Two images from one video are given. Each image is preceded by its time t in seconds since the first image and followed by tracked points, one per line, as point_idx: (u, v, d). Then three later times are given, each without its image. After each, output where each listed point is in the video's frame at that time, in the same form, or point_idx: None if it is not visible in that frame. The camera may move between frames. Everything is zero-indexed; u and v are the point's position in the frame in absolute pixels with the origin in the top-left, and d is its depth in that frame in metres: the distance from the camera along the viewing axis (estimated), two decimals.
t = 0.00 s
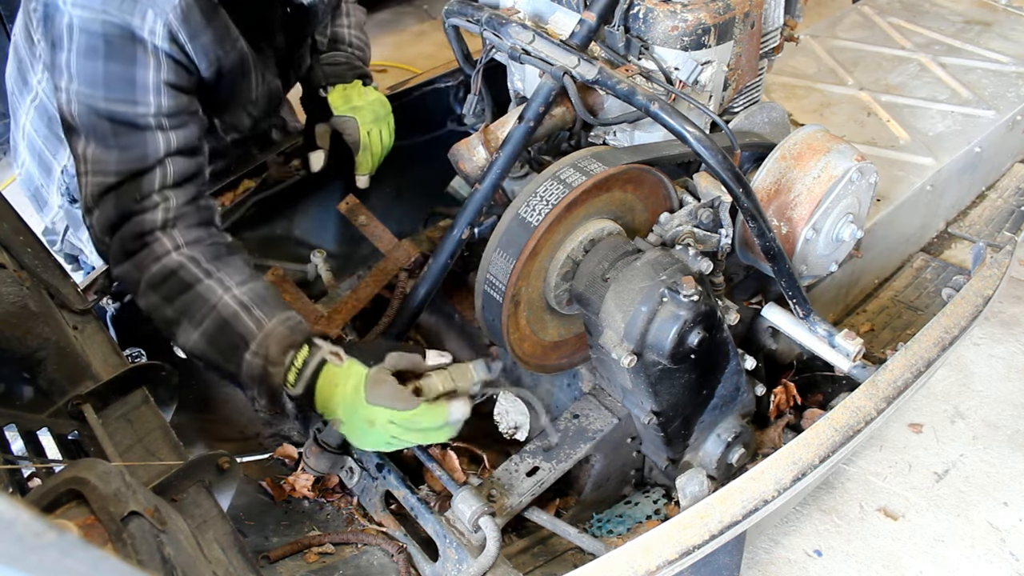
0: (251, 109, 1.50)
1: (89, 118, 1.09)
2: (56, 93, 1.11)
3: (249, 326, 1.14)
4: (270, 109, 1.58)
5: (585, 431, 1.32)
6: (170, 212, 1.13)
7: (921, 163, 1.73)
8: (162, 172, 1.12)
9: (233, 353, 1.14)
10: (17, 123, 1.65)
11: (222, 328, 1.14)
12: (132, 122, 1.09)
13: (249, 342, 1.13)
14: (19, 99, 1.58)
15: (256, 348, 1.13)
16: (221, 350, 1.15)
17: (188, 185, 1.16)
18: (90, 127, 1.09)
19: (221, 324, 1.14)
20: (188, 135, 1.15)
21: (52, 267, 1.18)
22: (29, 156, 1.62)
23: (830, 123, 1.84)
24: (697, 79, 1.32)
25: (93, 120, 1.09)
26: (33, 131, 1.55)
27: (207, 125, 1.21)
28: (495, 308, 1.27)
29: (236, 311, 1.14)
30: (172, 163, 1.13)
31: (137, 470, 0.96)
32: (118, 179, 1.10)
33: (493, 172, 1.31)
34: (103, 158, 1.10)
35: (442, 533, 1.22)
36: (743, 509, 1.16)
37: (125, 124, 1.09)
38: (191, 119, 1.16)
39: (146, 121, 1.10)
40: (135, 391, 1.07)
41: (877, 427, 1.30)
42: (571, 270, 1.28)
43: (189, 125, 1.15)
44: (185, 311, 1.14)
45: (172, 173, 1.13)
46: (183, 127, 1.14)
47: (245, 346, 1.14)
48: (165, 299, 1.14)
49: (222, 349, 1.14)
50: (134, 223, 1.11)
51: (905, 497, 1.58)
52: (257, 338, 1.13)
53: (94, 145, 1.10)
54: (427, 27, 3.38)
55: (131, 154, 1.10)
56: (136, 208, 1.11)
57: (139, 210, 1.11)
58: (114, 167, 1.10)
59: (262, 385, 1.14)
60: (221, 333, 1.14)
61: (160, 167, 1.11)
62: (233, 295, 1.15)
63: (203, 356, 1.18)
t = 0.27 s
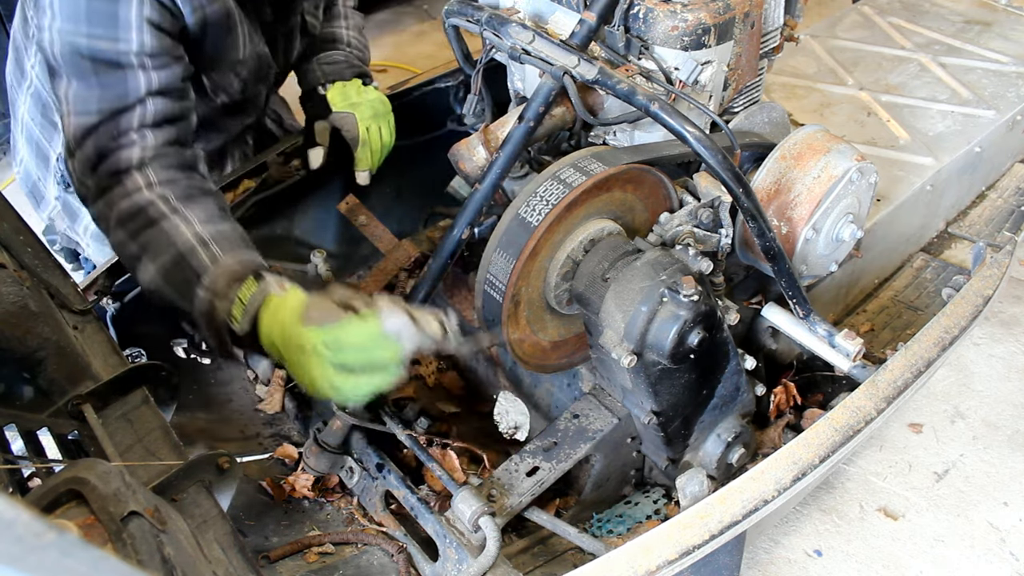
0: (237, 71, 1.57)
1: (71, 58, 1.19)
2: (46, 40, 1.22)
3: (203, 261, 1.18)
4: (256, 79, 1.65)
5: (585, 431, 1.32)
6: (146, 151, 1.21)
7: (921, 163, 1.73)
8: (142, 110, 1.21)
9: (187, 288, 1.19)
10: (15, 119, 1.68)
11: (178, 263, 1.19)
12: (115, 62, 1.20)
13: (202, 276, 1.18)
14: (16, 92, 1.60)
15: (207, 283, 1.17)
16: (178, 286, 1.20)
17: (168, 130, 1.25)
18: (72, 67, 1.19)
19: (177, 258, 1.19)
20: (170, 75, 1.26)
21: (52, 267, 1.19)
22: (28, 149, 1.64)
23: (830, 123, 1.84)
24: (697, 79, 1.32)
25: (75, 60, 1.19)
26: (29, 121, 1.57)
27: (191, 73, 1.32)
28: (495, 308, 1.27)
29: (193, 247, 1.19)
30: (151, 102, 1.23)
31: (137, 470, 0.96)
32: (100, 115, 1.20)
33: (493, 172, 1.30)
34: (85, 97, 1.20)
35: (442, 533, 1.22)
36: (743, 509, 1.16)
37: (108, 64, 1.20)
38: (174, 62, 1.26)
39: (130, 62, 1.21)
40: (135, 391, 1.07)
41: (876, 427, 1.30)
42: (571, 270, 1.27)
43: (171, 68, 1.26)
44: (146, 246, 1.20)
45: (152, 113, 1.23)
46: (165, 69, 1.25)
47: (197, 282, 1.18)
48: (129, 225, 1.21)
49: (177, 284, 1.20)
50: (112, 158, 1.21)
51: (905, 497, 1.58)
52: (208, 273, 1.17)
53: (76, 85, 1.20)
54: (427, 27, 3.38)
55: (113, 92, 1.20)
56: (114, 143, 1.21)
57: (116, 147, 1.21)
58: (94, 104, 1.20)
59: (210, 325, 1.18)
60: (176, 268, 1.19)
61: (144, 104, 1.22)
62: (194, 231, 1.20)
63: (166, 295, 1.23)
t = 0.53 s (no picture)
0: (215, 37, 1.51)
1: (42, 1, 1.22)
2: None
3: (157, 156, 1.23)
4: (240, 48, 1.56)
5: (585, 431, 1.32)
6: (105, 95, 1.25)
7: (921, 163, 1.73)
8: (105, 62, 1.25)
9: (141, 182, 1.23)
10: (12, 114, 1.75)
11: (132, 160, 1.22)
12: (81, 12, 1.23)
13: (155, 171, 1.22)
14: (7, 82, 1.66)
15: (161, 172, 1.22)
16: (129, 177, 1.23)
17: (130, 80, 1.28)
18: (42, 11, 1.22)
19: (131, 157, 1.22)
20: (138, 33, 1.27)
21: (52, 267, 1.19)
22: (24, 140, 1.71)
23: (830, 123, 1.84)
24: (697, 79, 1.32)
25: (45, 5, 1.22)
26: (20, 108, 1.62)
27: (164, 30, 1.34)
28: (495, 308, 1.27)
29: (145, 146, 1.23)
30: (116, 53, 1.26)
31: (137, 470, 0.96)
32: (64, 63, 1.24)
33: (493, 172, 1.30)
34: (51, 41, 1.23)
35: (442, 533, 1.22)
36: (743, 509, 1.16)
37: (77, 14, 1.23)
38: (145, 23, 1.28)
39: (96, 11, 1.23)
40: (135, 391, 1.07)
41: (877, 427, 1.30)
42: (571, 270, 1.27)
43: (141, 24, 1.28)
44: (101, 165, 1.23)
45: (116, 65, 1.26)
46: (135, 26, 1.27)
47: (152, 172, 1.22)
48: (85, 153, 1.23)
49: (132, 178, 1.23)
50: (72, 99, 1.24)
51: (905, 497, 1.58)
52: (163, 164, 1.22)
53: (46, 28, 1.23)
54: (427, 27, 3.38)
55: (78, 40, 1.24)
56: (76, 85, 1.25)
57: (77, 89, 1.25)
58: (59, 54, 1.23)
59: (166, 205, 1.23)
60: (132, 163, 1.22)
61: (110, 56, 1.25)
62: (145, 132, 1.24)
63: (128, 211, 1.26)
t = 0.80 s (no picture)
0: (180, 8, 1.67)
1: None
2: None
3: (135, 76, 1.35)
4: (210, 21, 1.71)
5: (585, 431, 1.33)
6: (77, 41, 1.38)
7: (921, 163, 1.73)
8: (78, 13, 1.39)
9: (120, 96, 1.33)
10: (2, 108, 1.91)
11: (112, 78, 1.34)
12: None
13: (135, 86, 1.34)
14: None
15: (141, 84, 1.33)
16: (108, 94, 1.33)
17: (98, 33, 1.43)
18: None
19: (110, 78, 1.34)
20: None
21: (53, 267, 1.19)
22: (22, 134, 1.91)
23: (830, 123, 1.84)
24: (696, 79, 1.32)
25: None
26: None
27: None
28: (495, 308, 1.27)
29: (123, 69, 1.35)
30: (88, 8, 1.41)
31: (137, 470, 0.96)
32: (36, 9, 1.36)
33: (493, 172, 1.30)
34: None
35: (442, 533, 1.22)
36: (743, 509, 1.16)
37: None
38: None
39: None
40: (135, 391, 1.07)
41: (877, 427, 1.30)
42: (571, 270, 1.27)
43: None
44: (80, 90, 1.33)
45: (86, 18, 1.40)
46: None
47: (130, 90, 1.33)
48: (61, 85, 1.34)
49: (110, 96, 1.33)
50: (45, 46, 1.35)
51: (905, 497, 1.58)
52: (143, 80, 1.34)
53: None
54: (427, 27, 3.38)
55: None
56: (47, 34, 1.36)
57: (50, 38, 1.36)
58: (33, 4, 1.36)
59: (149, 113, 1.32)
60: (110, 83, 1.34)
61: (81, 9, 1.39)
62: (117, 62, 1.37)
63: (107, 128, 1.36)
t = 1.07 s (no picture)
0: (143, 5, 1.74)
1: None
2: None
3: (104, 71, 1.38)
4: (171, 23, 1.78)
5: (585, 431, 1.33)
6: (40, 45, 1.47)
7: (921, 163, 1.73)
8: (39, 14, 1.50)
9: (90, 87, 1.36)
10: None
11: (79, 73, 1.37)
12: None
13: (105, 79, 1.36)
14: None
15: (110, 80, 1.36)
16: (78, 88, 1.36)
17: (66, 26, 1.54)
18: None
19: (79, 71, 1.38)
20: None
21: (53, 267, 1.19)
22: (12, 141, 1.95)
23: (830, 123, 1.84)
24: (696, 79, 1.32)
25: None
26: None
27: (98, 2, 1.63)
28: (495, 308, 1.27)
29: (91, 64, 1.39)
30: (49, 8, 1.51)
31: (137, 470, 0.96)
32: None
33: (493, 172, 1.30)
34: None
35: (442, 533, 1.22)
36: (743, 509, 1.16)
37: None
38: None
39: None
40: (135, 391, 1.07)
41: (877, 427, 1.30)
42: (571, 270, 1.27)
43: None
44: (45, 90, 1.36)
45: (48, 19, 1.51)
46: None
47: (100, 84, 1.36)
48: (27, 83, 1.37)
49: (81, 88, 1.36)
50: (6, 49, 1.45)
51: (905, 497, 1.58)
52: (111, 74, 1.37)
53: None
54: (427, 27, 3.38)
55: None
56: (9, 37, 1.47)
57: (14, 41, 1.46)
58: None
59: (122, 107, 1.35)
60: (79, 76, 1.37)
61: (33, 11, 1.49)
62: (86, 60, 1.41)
63: (75, 121, 1.36)
